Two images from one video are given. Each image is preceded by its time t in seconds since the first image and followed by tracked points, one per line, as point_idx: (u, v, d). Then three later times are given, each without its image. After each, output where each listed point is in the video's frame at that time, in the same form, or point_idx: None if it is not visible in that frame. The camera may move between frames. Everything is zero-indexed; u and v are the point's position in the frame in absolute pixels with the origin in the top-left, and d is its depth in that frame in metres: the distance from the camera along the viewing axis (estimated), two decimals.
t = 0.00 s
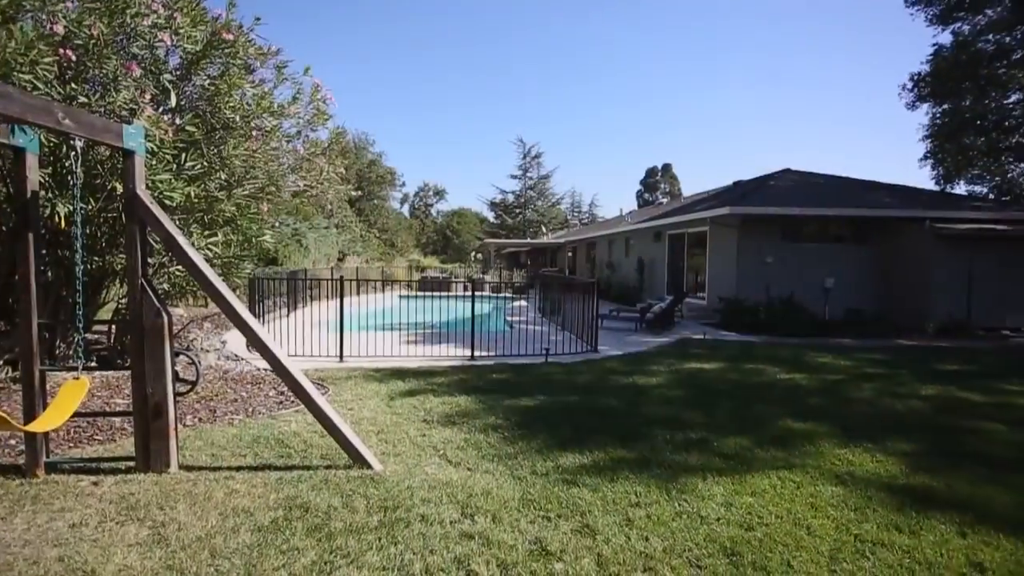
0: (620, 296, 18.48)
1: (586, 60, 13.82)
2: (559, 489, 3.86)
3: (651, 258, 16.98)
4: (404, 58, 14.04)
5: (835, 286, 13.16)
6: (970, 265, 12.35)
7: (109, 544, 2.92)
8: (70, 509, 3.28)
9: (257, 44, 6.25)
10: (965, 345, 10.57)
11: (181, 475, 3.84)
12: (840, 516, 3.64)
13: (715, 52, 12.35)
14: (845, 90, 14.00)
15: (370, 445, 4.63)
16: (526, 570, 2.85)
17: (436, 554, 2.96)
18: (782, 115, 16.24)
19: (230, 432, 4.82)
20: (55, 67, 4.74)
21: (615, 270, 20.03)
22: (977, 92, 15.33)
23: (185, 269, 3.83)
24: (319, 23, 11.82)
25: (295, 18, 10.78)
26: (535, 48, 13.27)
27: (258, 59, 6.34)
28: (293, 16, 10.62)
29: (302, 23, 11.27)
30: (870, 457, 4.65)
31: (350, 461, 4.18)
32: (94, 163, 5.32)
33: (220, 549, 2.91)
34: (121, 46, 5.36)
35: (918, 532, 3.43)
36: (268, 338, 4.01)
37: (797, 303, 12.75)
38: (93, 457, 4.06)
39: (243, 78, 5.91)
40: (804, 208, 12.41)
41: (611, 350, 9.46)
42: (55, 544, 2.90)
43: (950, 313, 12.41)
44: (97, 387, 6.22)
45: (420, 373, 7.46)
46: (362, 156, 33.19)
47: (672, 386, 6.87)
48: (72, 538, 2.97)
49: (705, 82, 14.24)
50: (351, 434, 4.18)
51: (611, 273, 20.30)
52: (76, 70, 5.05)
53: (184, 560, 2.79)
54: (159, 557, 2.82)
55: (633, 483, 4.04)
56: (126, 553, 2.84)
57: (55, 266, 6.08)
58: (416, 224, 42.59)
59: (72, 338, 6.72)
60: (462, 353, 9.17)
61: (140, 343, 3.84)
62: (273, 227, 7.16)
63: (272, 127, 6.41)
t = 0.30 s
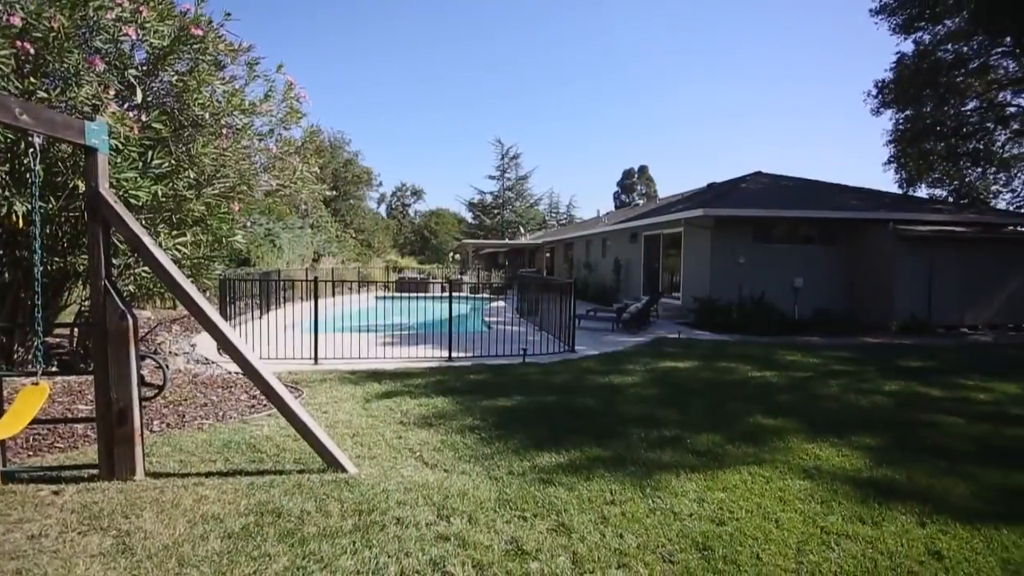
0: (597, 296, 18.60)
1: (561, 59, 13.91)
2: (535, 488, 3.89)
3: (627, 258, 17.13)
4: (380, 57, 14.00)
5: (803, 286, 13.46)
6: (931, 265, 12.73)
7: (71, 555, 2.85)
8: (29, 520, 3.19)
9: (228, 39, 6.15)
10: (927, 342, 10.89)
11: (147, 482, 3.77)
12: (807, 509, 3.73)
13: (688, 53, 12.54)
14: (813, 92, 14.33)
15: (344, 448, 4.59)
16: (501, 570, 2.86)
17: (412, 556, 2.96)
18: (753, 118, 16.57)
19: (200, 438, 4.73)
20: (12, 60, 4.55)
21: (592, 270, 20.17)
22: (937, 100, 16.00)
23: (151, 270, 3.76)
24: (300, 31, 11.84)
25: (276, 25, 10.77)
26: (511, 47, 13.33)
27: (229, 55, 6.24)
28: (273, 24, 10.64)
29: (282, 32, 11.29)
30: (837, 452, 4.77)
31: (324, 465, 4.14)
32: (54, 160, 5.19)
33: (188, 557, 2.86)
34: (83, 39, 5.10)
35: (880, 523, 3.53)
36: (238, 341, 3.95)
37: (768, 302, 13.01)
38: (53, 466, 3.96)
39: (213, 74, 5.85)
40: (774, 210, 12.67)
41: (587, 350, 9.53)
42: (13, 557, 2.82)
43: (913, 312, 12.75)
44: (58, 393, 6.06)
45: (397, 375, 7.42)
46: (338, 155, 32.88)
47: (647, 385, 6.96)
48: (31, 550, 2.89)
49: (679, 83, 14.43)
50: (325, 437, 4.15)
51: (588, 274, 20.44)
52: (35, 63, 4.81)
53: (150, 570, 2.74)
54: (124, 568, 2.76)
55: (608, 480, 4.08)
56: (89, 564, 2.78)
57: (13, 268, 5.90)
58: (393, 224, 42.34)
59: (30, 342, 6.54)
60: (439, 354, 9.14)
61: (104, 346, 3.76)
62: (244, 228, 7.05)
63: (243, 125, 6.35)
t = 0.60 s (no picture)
0: (575, 297, 18.69)
1: (536, 58, 13.95)
2: (511, 488, 3.90)
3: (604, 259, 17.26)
4: (356, 56, 13.91)
5: (774, 286, 13.74)
6: (895, 266, 13.09)
7: (29, 567, 2.77)
8: None
9: (196, 35, 6.00)
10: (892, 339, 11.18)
11: (111, 490, 3.69)
12: (776, 502, 3.81)
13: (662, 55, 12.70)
14: (783, 96, 14.64)
15: (318, 452, 4.54)
16: (477, 570, 2.86)
17: (386, 559, 2.94)
18: (725, 122, 16.86)
19: (167, 443, 4.63)
20: None
21: (569, 271, 20.27)
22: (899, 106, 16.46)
23: (113, 269, 3.67)
24: (279, 37, 11.77)
25: (256, 30, 10.70)
26: (487, 46, 13.32)
27: (197, 51, 6.08)
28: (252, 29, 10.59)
29: (262, 37, 11.22)
30: (805, 447, 4.87)
31: (297, 469, 4.09)
32: (11, 156, 5.04)
33: (154, 566, 2.80)
34: (42, 32, 4.93)
35: (845, 514, 3.62)
36: (207, 343, 3.87)
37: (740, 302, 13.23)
38: (8, 476, 3.83)
39: (179, 70, 5.70)
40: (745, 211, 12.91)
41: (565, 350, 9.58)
42: None
43: (877, 312, 13.06)
44: (14, 399, 5.87)
45: (373, 376, 7.36)
46: (313, 154, 32.56)
47: (622, 384, 7.02)
48: None
49: (653, 86, 14.60)
50: (298, 442, 4.10)
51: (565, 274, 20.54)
52: None
53: None
54: None
55: (584, 479, 4.11)
56: None
57: None
58: (369, 224, 42.01)
59: None
60: (416, 356, 9.09)
61: (64, 350, 3.66)
62: (213, 227, 6.90)
63: (213, 122, 6.20)
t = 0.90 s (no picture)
0: (551, 297, 18.79)
1: (511, 59, 13.98)
2: (487, 489, 3.92)
3: (581, 259, 17.38)
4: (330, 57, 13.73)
5: (744, 286, 14.00)
6: (859, 266, 13.44)
7: None
8: None
9: (161, 29, 5.88)
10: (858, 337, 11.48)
11: (71, 500, 3.59)
12: (745, 497, 3.90)
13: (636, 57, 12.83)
14: (754, 100, 14.91)
15: (291, 456, 4.49)
16: (451, 571, 2.88)
17: (361, 564, 2.93)
18: (698, 125, 17.10)
19: (131, 450, 4.54)
20: None
21: (546, 271, 20.35)
22: (864, 112, 16.95)
23: (73, 270, 3.59)
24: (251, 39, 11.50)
25: (230, 33, 10.45)
26: (463, 46, 13.31)
27: (163, 45, 5.95)
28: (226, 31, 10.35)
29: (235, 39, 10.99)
30: (774, 442, 4.98)
31: (268, 474, 4.05)
32: None
33: None
34: None
35: (810, 508, 3.72)
36: (172, 346, 3.82)
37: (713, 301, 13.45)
38: None
39: (144, 65, 5.52)
40: (716, 213, 13.13)
41: (541, 350, 9.62)
42: None
43: (842, 311, 13.40)
44: None
45: (347, 379, 7.30)
46: (285, 153, 32.11)
47: (598, 383, 7.09)
48: None
49: (627, 88, 14.76)
50: (269, 447, 4.06)
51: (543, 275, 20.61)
52: None
53: None
54: None
55: (559, 478, 4.15)
56: None
57: None
58: (344, 225, 41.57)
59: None
60: (392, 357, 9.04)
61: (20, 354, 3.56)
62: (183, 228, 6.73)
63: (180, 119, 5.97)
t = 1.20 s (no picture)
0: (528, 298, 18.83)
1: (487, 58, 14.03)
2: (463, 490, 3.92)
3: (558, 260, 17.47)
4: (304, 57, 13.60)
5: (717, 286, 14.23)
6: (826, 266, 13.78)
7: None
8: None
9: (124, 22, 5.42)
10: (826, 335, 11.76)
11: (28, 510, 3.50)
12: (717, 492, 3.98)
13: (614, 55, 13.03)
14: (727, 103, 15.22)
15: (262, 461, 4.43)
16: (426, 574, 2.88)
17: (333, 569, 2.91)
18: (672, 127, 17.44)
19: (93, 458, 4.43)
20: None
21: (523, 272, 20.39)
22: (830, 117, 17.39)
23: (31, 271, 3.50)
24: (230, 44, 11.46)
25: (213, 35, 10.37)
26: (438, 46, 13.28)
27: (127, 39, 5.46)
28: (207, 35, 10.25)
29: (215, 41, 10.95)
30: (744, 439, 5.08)
31: (238, 480, 3.99)
32: None
33: None
34: None
35: (778, 502, 3.81)
36: (137, 348, 3.75)
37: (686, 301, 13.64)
38: None
39: (108, 59, 5.07)
40: (689, 215, 13.33)
41: (518, 350, 9.65)
42: None
43: (810, 310, 13.71)
44: None
45: (321, 381, 7.23)
46: (257, 151, 31.65)
47: (574, 383, 7.14)
48: None
49: (604, 87, 14.93)
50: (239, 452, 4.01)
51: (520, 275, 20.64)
52: None
53: None
54: None
55: (535, 477, 4.18)
56: None
57: None
58: (319, 225, 41.09)
59: None
60: (368, 359, 8.98)
61: None
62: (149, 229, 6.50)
63: (145, 115, 5.57)
